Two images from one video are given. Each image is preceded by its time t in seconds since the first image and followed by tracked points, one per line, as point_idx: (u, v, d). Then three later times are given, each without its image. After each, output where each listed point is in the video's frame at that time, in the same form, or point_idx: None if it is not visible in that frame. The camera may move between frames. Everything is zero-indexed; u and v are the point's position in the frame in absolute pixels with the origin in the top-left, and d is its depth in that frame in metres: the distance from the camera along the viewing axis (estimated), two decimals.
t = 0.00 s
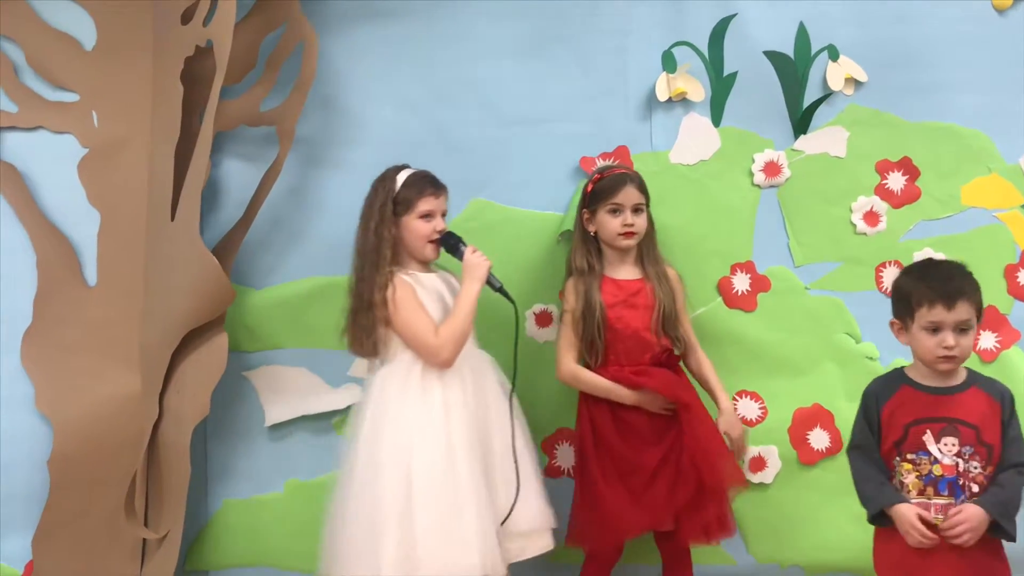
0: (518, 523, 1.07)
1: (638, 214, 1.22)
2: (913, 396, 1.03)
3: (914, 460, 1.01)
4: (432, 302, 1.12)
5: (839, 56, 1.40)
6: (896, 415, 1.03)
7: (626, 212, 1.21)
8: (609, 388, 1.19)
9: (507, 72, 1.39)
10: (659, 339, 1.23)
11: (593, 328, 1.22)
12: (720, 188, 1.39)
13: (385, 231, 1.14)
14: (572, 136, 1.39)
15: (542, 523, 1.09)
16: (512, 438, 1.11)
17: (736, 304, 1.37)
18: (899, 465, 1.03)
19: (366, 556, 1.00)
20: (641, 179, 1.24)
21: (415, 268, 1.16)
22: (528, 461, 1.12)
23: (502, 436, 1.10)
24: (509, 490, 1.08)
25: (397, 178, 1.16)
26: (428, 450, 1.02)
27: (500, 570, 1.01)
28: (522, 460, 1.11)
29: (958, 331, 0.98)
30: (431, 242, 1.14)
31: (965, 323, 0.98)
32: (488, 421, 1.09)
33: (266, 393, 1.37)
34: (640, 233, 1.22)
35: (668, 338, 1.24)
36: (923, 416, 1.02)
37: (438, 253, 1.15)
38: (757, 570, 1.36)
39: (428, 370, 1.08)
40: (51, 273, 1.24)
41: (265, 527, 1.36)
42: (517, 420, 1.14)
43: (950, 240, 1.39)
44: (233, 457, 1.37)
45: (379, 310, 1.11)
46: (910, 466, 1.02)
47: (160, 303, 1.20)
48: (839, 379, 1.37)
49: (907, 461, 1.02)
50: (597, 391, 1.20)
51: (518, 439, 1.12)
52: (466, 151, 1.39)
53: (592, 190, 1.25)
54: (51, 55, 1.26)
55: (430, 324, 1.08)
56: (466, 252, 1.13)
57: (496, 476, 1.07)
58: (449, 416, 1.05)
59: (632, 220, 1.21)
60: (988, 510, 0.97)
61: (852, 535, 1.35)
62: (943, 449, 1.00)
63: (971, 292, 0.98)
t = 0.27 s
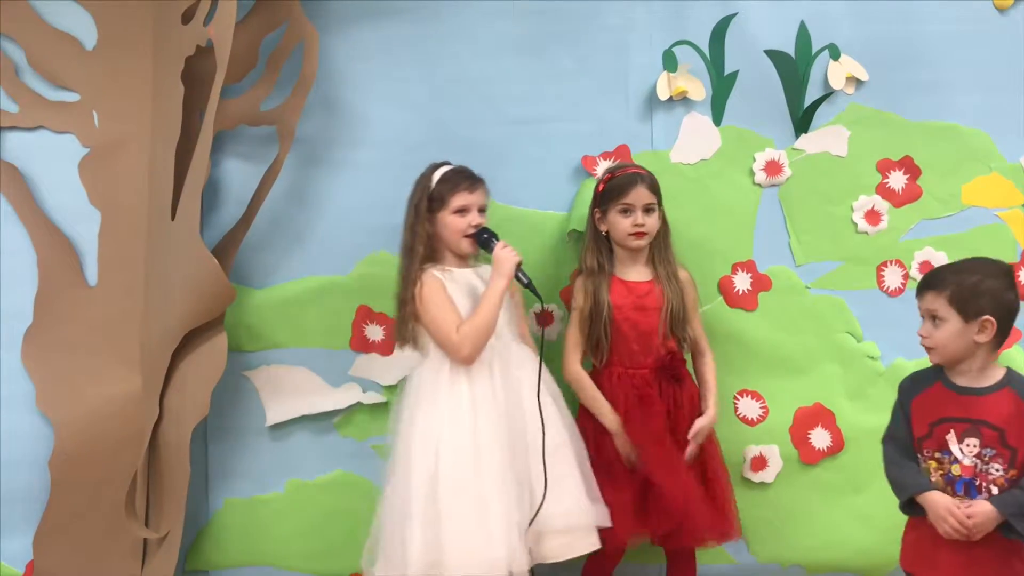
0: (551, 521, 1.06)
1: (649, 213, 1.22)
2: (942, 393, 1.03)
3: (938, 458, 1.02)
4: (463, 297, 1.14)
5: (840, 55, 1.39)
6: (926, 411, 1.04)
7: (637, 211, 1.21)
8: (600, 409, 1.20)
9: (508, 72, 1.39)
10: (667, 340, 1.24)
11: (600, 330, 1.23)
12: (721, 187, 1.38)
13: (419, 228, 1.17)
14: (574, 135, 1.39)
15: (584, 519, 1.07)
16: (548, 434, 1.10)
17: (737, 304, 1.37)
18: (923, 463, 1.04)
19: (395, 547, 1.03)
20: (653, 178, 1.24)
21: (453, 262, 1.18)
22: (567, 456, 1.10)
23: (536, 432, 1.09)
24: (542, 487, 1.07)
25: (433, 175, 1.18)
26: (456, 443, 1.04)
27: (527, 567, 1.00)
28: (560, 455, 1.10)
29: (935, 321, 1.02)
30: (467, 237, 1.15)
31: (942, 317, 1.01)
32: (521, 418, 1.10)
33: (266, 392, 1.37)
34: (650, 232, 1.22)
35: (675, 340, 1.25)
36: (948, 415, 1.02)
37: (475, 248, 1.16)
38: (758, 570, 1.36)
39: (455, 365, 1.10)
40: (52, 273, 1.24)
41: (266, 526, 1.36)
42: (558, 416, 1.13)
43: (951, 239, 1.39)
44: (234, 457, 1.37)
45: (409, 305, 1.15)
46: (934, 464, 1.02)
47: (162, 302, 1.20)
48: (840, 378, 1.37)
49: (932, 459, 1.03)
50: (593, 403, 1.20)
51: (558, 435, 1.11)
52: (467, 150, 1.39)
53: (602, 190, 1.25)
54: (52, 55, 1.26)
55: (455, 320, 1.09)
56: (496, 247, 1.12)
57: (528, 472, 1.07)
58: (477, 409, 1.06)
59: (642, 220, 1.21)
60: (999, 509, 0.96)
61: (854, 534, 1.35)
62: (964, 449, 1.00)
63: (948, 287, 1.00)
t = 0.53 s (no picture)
0: (539, 537, 1.02)
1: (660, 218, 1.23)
2: (934, 394, 1.04)
3: (931, 458, 1.03)
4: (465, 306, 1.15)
5: (839, 55, 1.39)
6: (920, 410, 1.05)
7: (650, 215, 1.22)
8: (594, 419, 1.21)
9: (507, 73, 1.40)
10: (663, 343, 1.24)
11: (597, 335, 1.24)
12: (721, 188, 1.39)
13: (434, 236, 1.21)
14: (574, 136, 1.39)
15: (572, 537, 1.03)
16: (546, 447, 1.07)
17: (737, 304, 1.37)
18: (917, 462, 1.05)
19: (386, 554, 1.06)
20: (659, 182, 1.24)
21: (468, 271, 1.19)
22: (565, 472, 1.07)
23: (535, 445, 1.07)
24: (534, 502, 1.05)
25: (450, 185, 1.20)
26: (442, 455, 1.05)
27: None
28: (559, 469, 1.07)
29: (929, 317, 1.03)
30: (477, 247, 1.15)
31: (937, 313, 1.02)
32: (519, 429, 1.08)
33: (267, 393, 1.37)
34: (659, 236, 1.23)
35: (672, 342, 1.25)
36: (939, 415, 1.03)
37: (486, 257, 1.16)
38: (758, 571, 1.36)
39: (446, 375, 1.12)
40: (52, 274, 1.24)
41: (266, 527, 1.36)
42: (562, 429, 1.10)
43: (951, 240, 1.39)
44: (234, 458, 1.37)
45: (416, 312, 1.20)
46: (927, 463, 1.03)
47: (162, 303, 1.21)
48: (840, 379, 1.37)
49: (925, 459, 1.04)
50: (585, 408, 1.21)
51: (560, 447, 1.08)
52: (467, 151, 1.39)
53: (609, 193, 1.25)
54: (52, 56, 1.26)
55: (448, 329, 1.12)
56: (494, 258, 1.10)
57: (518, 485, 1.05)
58: (466, 419, 1.07)
59: (654, 224, 1.22)
60: (982, 508, 0.96)
61: (853, 534, 1.35)
62: (951, 448, 1.01)
63: (946, 285, 1.02)
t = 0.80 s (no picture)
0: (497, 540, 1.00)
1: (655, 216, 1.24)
2: (911, 396, 1.05)
3: (909, 458, 1.04)
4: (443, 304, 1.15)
5: (838, 59, 1.40)
6: (899, 412, 1.06)
7: (644, 214, 1.23)
8: (587, 426, 1.20)
9: (507, 76, 1.40)
10: (658, 341, 1.24)
11: (594, 334, 1.23)
12: (720, 191, 1.39)
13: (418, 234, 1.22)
14: (573, 139, 1.39)
15: (532, 539, 0.99)
16: (512, 447, 1.04)
17: (737, 307, 1.37)
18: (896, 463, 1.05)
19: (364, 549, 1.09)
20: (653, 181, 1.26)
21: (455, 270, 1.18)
22: (532, 473, 1.03)
23: (500, 445, 1.04)
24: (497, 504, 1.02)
25: (434, 184, 1.20)
26: (409, 454, 1.06)
27: None
28: (525, 470, 1.03)
29: (914, 318, 1.03)
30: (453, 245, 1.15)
31: (925, 315, 1.02)
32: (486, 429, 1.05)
33: (267, 396, 1.37)
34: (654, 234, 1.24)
35: (665, 341, 1.25)
36: (917, 416, 1.03)
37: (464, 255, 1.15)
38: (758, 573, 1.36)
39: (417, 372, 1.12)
40: (53, 278, 1.24)
41: (266, 531, 1.36)
42: (534, 429, 1.07)
43: (950, 243, 1.40)
44: (235, 461, 1.37)
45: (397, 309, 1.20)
46: (906, 463, 1.04)
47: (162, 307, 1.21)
48: (840, 382, 1.37)
49: (904, 460, 1.04)
50: (581, 412, 1.21)
51: (530, 448, 1.05)
52: (467, 154, 1.39)
53: (603, 192, 1.25)
54: (52, 59, 1.26)
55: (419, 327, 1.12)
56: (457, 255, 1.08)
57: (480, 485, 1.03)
58: (432, 417, 1.07)
59: (648, 223, 1.23)
60: (953, 504, 0.97)
61: (853, 537, 1.35)
62: (926, 448, 1.02)
63: (935, 287, 1.02)
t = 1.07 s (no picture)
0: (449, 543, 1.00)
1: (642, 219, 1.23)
2: (900, 400, 1.05)
3: (902, 462, 1.03)
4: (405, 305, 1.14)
5: (839, 62, 1.40)
6: (890, 417, 1.06)
7: (630, 217, 1.22)
8: (569, 422, 1.21)
9: (506, 79, 1.40)
10: (644, 344, 1.24)
11: (583, 336, 1.23)
12: (721, 194, 1.39)
13: (385, 233, 1.21)
14: (574, 143, 1.40)
15: (477, 543, 0.99)
16: (465, 450, 1.05)
17: (737, 310, 1.37)
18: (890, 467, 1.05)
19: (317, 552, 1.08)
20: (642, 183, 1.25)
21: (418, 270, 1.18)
22: (482, 475, 1.04)
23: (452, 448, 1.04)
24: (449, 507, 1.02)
25: (401, 183, 1.20)
26: (362, 453, 1.05)
27: None
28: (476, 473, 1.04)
29: (904, 321, 1.03)
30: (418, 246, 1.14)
31: (917, 319, 1.02)
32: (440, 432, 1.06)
33: (268, 398, 1.37)
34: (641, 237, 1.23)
35: (651, 343, 1.24)
36: (908, 419, 1.04)
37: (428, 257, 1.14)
38: None
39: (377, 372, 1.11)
40: (54, 279, 1.24)
41: (267, 533, 1.36)
42: (486, 431, 1.07)
43: (950, 246, 1.40)
44: (236, 463, 1.37)
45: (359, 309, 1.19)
46: (900, 468, 1.04)
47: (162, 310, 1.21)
48: (841, 385, 1.38)
49: (898, 464, 1.04)
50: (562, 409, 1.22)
51: (481, 451, 1.05)
52: (466, 157, 1.39)
53: (592, 194, 1.25)
54: (54, 61, 1.27)
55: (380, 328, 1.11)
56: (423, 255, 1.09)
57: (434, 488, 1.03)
58: (389, 419, 1.06)
59: (635, 226, 1.22)
60: (951, 503, 0.97)
61: (854, 541, 1.35)
62: (921, 450, 1.02)
63: (927, 290, 1.02)
